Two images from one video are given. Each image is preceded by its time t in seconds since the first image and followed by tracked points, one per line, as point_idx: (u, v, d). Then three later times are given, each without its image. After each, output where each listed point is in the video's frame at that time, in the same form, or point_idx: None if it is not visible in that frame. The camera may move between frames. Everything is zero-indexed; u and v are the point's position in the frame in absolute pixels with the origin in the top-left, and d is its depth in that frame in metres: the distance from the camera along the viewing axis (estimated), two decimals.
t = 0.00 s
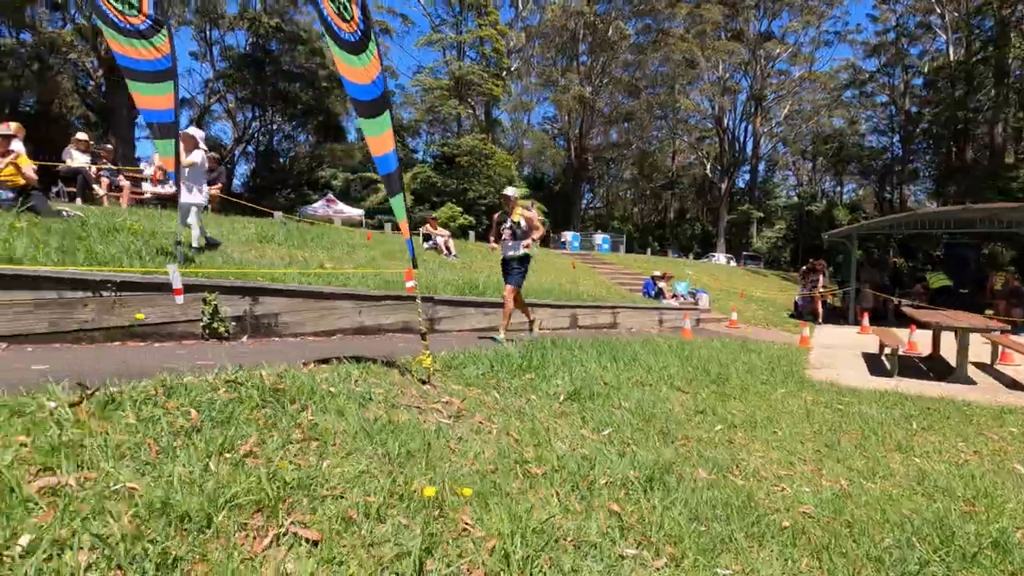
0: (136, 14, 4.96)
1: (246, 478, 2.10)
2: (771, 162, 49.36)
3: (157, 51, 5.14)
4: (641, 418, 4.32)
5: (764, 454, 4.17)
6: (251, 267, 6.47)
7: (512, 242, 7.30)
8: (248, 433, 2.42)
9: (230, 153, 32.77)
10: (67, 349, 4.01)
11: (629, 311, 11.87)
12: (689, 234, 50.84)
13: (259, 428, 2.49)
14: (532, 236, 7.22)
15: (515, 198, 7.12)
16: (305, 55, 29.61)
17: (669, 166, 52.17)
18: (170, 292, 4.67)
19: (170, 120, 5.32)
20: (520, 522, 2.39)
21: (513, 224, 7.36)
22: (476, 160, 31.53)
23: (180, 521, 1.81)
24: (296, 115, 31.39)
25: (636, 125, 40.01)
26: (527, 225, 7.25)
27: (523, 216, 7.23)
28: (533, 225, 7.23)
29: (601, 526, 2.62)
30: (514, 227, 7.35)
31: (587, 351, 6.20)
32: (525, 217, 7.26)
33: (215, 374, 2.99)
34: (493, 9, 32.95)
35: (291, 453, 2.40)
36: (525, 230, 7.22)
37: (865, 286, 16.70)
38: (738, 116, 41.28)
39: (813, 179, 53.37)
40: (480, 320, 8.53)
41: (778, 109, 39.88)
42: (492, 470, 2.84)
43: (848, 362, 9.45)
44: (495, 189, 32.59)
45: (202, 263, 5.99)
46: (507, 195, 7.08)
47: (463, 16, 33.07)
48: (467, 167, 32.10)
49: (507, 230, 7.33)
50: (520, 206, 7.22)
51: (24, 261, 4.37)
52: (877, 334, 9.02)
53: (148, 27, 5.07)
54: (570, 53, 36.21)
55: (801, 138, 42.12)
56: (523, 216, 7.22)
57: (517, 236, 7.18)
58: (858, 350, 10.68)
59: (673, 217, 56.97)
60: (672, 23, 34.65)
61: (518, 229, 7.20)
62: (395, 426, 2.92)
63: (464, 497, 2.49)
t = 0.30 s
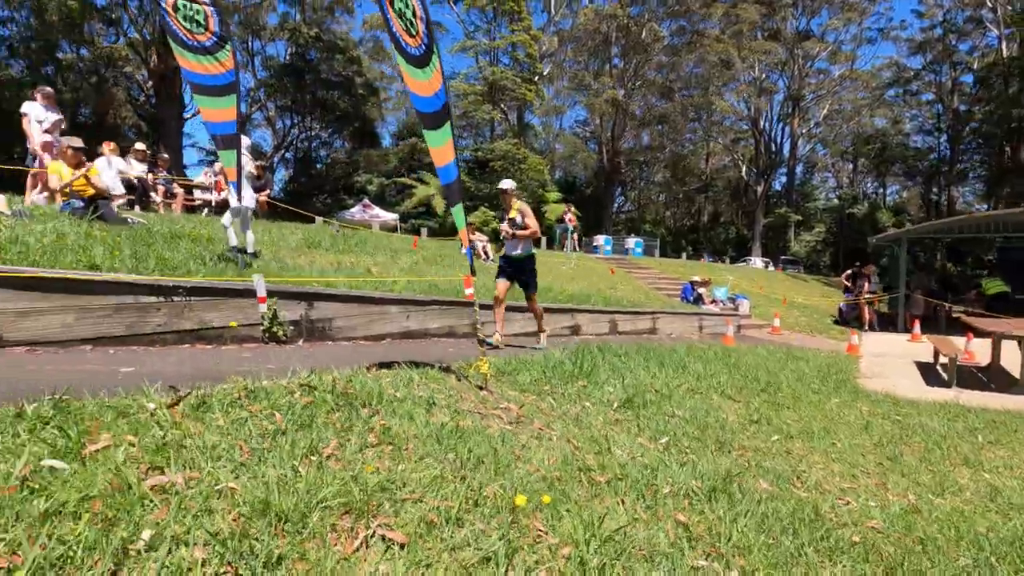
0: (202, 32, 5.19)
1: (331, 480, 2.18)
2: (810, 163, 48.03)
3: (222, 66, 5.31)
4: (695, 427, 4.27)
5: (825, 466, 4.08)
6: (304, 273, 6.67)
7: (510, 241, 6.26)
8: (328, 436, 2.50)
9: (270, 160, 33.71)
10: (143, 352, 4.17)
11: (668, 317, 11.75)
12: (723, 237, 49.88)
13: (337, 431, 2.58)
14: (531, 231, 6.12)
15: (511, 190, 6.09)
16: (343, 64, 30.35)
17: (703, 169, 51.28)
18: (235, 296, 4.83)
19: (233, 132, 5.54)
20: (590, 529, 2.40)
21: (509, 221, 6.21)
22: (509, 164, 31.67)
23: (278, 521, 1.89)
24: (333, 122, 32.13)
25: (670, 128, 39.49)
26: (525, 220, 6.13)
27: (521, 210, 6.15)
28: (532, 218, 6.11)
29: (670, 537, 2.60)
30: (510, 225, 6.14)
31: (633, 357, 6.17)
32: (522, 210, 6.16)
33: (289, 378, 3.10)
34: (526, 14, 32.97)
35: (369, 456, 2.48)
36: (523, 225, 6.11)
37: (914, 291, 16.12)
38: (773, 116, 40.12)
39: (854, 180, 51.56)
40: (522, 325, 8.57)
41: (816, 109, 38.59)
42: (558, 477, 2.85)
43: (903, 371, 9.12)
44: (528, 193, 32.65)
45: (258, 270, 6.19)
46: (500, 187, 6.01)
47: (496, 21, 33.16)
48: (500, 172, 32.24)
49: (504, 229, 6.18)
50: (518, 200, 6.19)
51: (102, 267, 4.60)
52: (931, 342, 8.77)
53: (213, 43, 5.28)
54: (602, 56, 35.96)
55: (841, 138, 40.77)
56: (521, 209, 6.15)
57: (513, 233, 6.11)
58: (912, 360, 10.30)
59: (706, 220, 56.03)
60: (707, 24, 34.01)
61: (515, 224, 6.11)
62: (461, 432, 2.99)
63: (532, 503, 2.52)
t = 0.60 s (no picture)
0: (266, 45, 5.37)
1: (411, 501, 2.18)
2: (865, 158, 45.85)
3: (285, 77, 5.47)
4: (764, 444, 4.11)
5: (906, 490, 3.85)
6: (360, 278, 6.79)
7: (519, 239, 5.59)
8: (402, 453, 2.52)
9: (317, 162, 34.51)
10: (216, 358, 4.32)
11: (719, 321, 11.41)
12: (769, 235, 48.25)
13: (411, 448, 2.59)
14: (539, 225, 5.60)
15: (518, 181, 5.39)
16: (387, 66, 30.89)
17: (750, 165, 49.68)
18: (299, 304, 4.94)
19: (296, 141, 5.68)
20: (670, 557, 2.33)
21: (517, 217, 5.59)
22: (550, 164, 31.49)
23: (364, 544, 1.91)
24: (377, 124, 32.70)
25: (716, 123, 38.40)
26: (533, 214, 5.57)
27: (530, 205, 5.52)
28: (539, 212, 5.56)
29: (752, 566, 2.50)
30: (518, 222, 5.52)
31: (690, 365, 6.00)
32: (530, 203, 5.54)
33: (359, 392, 3.13)
34: (568, 11, 32.57)
35: (443, 475, 2.47)
36: (535, 221, 5.44)
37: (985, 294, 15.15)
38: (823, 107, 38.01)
39: (913, 175, 48.81)
40: (570, 328, 8.47)
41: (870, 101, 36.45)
42: (630, 497, 2.79)
43: (978, 382, 8.56)
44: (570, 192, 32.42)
45: (317, 275, 6.33)
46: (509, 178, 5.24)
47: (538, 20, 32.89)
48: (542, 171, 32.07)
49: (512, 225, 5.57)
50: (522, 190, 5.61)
51: (176, 275, 4.78)
52: (1010, 352, 8.23)
53: (276, 56, 5.46)
54: (646, 52, 35.17)
55: (899, 131, 38.69)
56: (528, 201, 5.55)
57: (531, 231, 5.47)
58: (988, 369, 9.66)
59: (752, 217, 54.32)
60: (758, 15, 32.79)
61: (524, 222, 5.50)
62: (530, 448, 2.95)
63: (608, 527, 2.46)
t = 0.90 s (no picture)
0: (334, 55, 5.50)
1: (504, 520, 2.15)
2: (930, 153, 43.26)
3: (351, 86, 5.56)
4: (849, 463, 3.89)
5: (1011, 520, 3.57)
6: (418, 281, 6.84)
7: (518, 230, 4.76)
8: (489, 468, 2.49)
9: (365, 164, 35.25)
10: (290, 362, 4.42)
11: (779, 327, 10.97)
12: (824, 235, 46.25)
13: (496, 463, 2.56)
14: (539, 221, 4.65)
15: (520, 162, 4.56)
16: (434, 69, 31.25)
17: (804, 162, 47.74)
18: (364, 309, 5.00)
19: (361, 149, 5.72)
20: None
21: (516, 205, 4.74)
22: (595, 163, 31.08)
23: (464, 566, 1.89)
24: (424, 126, 33.12)
25: (768, 120, 37.06)
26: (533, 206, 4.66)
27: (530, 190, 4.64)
28: (542, 205, 4.62)
29: None
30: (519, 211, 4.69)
31: (757, 375, 5.76)
32: (531, 192, 4.66)
33: (437, 401, 3.12)
34: (614, 8, 32.00)
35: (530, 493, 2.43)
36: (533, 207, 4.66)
37: None
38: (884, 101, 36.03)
39: (985, 170, 45.72)
40: (625, 334, 8.28)
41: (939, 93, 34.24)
42: (717, 521, 2.69)
43: None
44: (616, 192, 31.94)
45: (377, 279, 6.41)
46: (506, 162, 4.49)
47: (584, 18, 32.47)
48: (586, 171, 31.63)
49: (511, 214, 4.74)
50: (525, 177, 4.71)
51: (251, 281, 4.93)
52: None
53: (343, 66, 5.58)
54: (695, 47, 34.17)
55: (968, 124, 36.30)
56: (530, 190, 4.67)
57: (519, 223, 4.54)
58: None
59: (805, 216, 52.20)
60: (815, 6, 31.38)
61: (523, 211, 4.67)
62: (610, 464, 2.87)
63: (700, 553, 2.37)
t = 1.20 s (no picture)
0: (413, 61, 5.63)
1: (624, 528, 2.11)
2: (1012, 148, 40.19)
3: (428, 90, 5.63)
4: (962, 480, 3.63)
5: None
6: (487, 283, 6.88)
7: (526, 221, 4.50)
8: (596, 472, 2.46)
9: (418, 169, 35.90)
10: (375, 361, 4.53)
11: (853, 332, 10.43)
12: (890, 236, 43.77)
13: (602, 467, 2.53)
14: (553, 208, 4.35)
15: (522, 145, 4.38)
16: (486, 74, 31.53)
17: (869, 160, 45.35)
18: (443, 309, 5.07)
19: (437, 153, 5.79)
20: None
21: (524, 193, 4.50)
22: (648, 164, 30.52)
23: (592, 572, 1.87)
24: (475, 130, 33.40)
25: (832, 117, 35.41)
26: (547, 192, 4.43)
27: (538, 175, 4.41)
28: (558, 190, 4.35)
29: None
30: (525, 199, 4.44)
31: (843, 383, 5.46)
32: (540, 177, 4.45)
33: (532, 402, 3.11)
34: (667, 6, 31.32)
35: (640, 499, 2.39)
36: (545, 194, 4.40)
37: None
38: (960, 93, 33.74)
39: None
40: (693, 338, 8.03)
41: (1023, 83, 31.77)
42: (834, 536, 2.56)
43: None
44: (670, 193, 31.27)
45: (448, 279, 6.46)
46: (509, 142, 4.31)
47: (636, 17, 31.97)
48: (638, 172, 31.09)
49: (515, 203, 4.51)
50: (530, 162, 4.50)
51: (336, 282, 5.09)
52: None
53: (421, 71, 5.68)
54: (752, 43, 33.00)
55: None
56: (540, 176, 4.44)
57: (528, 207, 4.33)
58: None
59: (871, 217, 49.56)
60: None
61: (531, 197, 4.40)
62: (714, 473, 2.79)
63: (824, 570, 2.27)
